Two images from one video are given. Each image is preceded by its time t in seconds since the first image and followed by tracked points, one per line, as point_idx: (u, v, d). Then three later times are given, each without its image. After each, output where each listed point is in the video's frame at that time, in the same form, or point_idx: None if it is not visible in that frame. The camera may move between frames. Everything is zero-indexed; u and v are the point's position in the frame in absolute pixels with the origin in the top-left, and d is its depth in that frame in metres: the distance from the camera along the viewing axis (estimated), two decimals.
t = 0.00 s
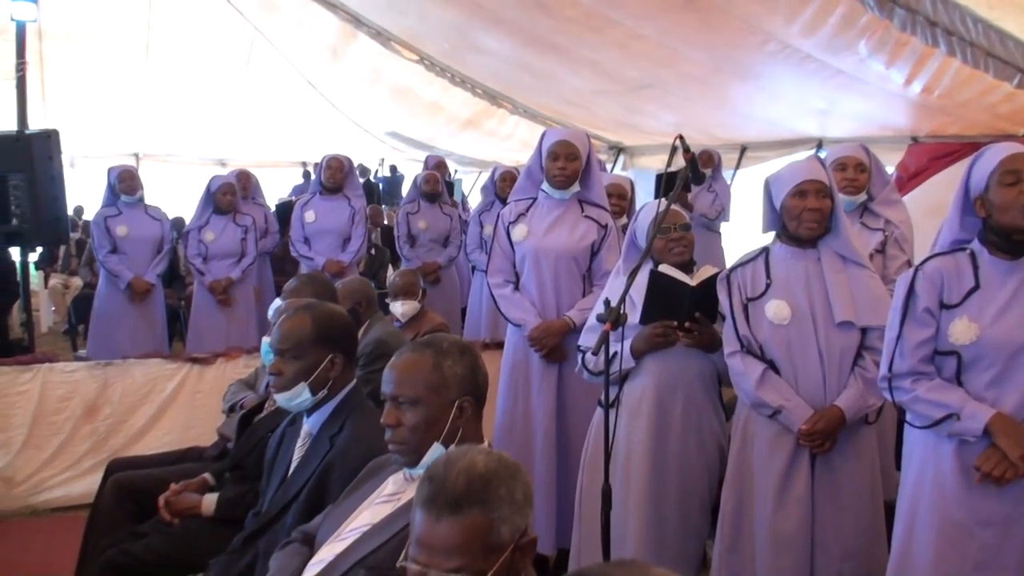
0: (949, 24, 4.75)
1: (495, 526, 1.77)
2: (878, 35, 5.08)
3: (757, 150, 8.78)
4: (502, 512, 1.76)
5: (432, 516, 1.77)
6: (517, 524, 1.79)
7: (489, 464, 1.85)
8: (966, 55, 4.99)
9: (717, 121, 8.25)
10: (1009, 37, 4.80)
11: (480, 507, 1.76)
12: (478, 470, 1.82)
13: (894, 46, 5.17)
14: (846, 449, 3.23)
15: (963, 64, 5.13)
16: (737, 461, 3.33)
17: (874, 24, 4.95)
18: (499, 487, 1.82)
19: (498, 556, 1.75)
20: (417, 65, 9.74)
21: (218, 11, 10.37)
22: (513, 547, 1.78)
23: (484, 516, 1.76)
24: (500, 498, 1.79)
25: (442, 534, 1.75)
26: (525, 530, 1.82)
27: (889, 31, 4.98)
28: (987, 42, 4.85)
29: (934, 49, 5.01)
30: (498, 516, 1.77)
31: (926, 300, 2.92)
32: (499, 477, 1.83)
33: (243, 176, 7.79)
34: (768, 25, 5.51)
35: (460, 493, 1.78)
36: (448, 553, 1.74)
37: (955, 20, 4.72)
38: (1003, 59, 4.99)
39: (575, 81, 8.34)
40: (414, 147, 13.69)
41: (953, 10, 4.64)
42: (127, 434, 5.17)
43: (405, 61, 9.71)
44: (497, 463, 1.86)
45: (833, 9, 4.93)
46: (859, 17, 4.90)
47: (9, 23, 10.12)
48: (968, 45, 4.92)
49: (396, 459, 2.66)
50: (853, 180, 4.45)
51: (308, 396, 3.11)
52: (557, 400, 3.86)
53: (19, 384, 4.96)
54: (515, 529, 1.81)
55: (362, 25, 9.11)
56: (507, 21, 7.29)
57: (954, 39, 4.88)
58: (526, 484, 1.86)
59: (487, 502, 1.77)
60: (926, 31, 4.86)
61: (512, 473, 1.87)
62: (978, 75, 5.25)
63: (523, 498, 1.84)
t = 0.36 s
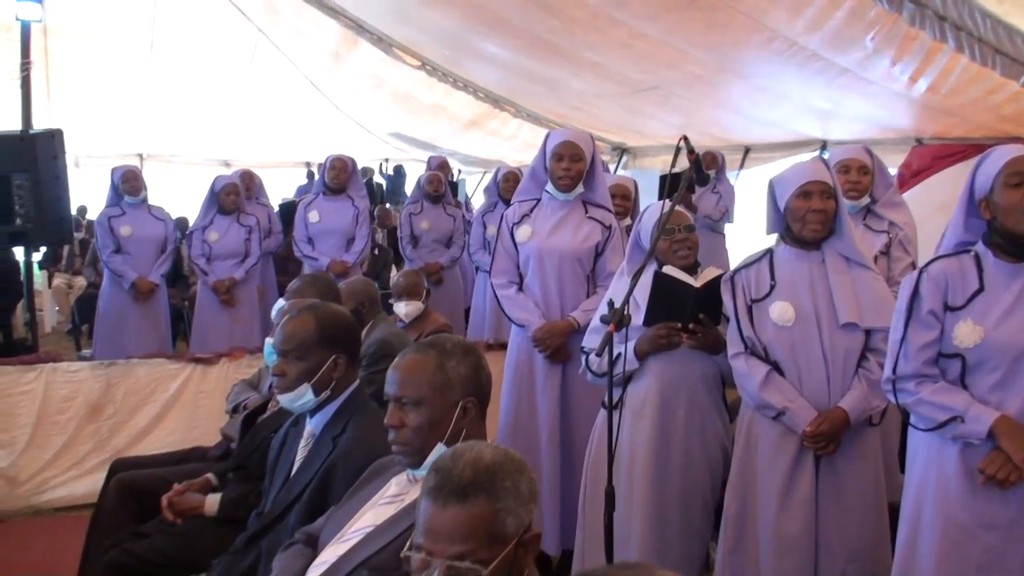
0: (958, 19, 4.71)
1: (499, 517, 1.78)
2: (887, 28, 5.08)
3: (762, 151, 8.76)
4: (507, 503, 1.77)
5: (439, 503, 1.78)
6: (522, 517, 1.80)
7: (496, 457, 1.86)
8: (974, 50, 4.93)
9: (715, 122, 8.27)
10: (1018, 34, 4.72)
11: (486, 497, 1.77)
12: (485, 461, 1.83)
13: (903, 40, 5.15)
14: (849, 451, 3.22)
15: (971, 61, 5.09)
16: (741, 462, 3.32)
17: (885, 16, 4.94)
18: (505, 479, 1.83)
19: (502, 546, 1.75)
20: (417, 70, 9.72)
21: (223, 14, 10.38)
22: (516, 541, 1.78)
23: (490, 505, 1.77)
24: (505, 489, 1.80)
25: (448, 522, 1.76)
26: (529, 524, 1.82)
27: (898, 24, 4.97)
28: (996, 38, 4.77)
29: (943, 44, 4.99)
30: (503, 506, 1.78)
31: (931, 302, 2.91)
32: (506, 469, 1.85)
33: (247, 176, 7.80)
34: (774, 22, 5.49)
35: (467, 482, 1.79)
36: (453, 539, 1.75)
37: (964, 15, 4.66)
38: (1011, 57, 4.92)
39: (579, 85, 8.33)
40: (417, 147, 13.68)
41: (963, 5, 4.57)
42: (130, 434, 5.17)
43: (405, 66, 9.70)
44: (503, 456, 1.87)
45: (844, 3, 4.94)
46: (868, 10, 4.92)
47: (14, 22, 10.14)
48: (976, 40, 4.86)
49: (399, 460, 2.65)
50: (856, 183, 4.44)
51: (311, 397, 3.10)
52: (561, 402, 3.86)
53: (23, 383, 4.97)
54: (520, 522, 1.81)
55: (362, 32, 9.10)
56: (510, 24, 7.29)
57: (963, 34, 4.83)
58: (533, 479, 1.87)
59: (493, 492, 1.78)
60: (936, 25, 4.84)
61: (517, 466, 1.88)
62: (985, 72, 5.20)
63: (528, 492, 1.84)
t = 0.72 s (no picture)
0: (958, 24, 4.67)
1: (513, 513, 1.78)
2: (887, 34, 5.06)
3: (764, 151, 8.74)
4: (522, 498, 1.77)
5: (454, 497, 1.78)
6: (535, 514, 1.80)
7: (510, 452, 1.86)
8: (975, 55, 4.94)
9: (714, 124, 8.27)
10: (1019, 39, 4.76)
11: (502, 491, 1.77)
12: (499, 457, 1.83)
13: (902, 45, 5.13)
14: (853, 452, 3.21)
15: (972, 65, 5.09)
16: (744, 463, 3.32)
17: (883, 23, 4.92)
18: (518, 476, 1.83)
19: (516, 540, 1.75)
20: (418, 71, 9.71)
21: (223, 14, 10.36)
22: (527, 538, 1.78)
23: (505, 500, 1.77)
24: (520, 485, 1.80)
25: (463, 515, 1.76)
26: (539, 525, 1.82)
27: (897, 30, 4.95)
28: (997, 44, 4.80)
29: (943, 49, 4.96)
30: (517, 502, 1.78)
31: (934, 303, 2.90)
32: (520, 466, 1.85)
33: (250, 177, 7.80)
34: (774, 26, 5.47)
35: (482, 477, 1.79)
36: (468, 532, 1.74)
37: (964, 20, 4.62)
38: (1012, 60, 4.95)
39: (579, 87, 8.32)
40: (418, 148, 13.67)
41: (962, 11, 4.54)
42: (132, 434, 5.17)
43: (407, 67, 9.71)
44: (516, 454, 1.87)
45: (844, 8, 4.92)
46: (868, 15, 4.90)
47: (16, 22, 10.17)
48: (978, 46, 4.86)
49: (402, 460, 2.65)
50: (857, 183, 4.43)
51: (313, 398, 3.10)
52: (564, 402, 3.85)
53: (25, 383, 4.98)
54: (531, 522, 1.81)
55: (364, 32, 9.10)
56: (509, 26, 7.28)
57: (963, 39, 4.80)
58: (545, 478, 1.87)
59: (508, 487, 1.78)
60: (935, 31, 4.78)
61: (529, 465, 1.88)
62: (987, 75, 5.21)
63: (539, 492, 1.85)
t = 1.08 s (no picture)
0: (972, 19, 4.59)
1: (531, 518, 1.72)
2: (899, 28, 4.95)
3: (772, 147, 8.61)
4: (540, 505, 1.71)
5: (472, 499, 1.71)
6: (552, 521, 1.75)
7: (527, 457, 1.80)
8: (991, 50, 4.88)
9: (719, 120, 8.14)
10: None
11: (520, 496, 1.71)
12: (517, 460, 1.77)
13: (915, 40, 5.02)
14: (867, 457, 3.11)
15: (988, 59, 5.01)
16: (755, 468, 3.21)
17: (895, 17, 4.81)
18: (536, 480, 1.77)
19: (532, 547, 1.69)
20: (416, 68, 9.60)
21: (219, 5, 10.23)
22: (541, 546, 1.73)
23: (523, 506, 1.71)
24: (538, 490, 1.75)
25: (479, 518, 1.70)
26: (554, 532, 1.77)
27: (910, 25, 4.84)
28: (1012, 37, 4.74)
29: (957, 43, 4.87)
30: (535, 508, 1.72)
31: (952, 304, 2.79)
32: (535, 470, 1.79)
33: (245, 173, 7.68)
34: (780, 23, 5.37)
35: (501, 480, 1.73)
36: (484, 536, 1.68)
37: (980, 15, 4.55)
38: None
39: (581, 83, 8.19)
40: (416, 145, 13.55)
41: (978, 5, 4.45)
42: (122, 438, 5.06)
43: (404, 64, 9.61)
44: (534, 458, 1.81)
45: (853, 4, 4.79)
46: (878, 11, 4.78)
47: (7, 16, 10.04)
48: (993, 40, 4.81)
49: (400, 464, 2.53)
50: (869, 177, 4.32)
51: (310, 401, 2.99)
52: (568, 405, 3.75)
53: (13, 385, 4.83)
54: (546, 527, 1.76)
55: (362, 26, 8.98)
56: (508, 23, 7.16)
57: (978, 35, 4.75)
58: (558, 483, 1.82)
59: (526, 492, 1.72)
60: (950, 26, 4.70)
61: (546, 470, 1.82)
62: (1003, 70, 5.13)
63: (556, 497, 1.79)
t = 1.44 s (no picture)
0: (979, 19, 4.60)
1: (530, 516, 1.69)
2: (905, 28, 4.94)
3: (778, 146, 8.60)
4: (539, 502, 1.68)
5: (471, 496, 1.69)
6: (551, 520, 1.71)
7: (528, 456, 1.77)
8: (997, 50, 4.87)
9: (734, 116, 8.10)
10: None
11: (519, 492, 1.68)
12: (516, 459, 1.74)
13: (921, 40, 5.01)
14: (874, 459, 3.09)
15: (995, 59, 5.00)
16: (761, 470, 3.19)
17: (900, 19, 4.81)
18: (535, 479, 1.74)
19: (531, 544, 1.67)
20: (418, 66, 9.59)
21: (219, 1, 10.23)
22: (540, 545, 1.70)
23: (522, 502, 1.68)
24: (537, 488, 1.72)
25: (478, 515, 1.67)
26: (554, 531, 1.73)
27: (916, 25, 4.84)
28: (1019, 38, 4.73)
29: (963, 43, 4.87)
30: (534, 505, 1.69)
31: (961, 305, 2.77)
32: (536, 469, 1.77)
33: (246, 172, 7.67)
34: (787, 20, 5.35)
35: (500, 477, 1.71)
36: (483, 530, 1.66)
37: (986, 15, 4.55)
38: None
39: (587, 78, 8.15)
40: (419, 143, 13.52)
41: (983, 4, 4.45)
42: (125, 438, 5.05)
43: (406, 62, 9.60)
44: (534, 457, 1.78)
45: (860, 4, 4.79)
46: (884, 12, 4.78)
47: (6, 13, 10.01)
48: (998, 41, 4.80)
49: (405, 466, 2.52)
50: (876, 177, 4.28)
51: (312, 403, 2.97)
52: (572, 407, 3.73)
53: (14, 385, 4.84)
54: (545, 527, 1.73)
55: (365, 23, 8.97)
56: (513, 19, 7.14)
57: (984, 35, 4.76)
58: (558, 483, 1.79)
59: (526, 489, 1.70)
60: (956, 26, 4.71)
61: (546, 469, 1.79)
62: (1010, 69, 5.11)
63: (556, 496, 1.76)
